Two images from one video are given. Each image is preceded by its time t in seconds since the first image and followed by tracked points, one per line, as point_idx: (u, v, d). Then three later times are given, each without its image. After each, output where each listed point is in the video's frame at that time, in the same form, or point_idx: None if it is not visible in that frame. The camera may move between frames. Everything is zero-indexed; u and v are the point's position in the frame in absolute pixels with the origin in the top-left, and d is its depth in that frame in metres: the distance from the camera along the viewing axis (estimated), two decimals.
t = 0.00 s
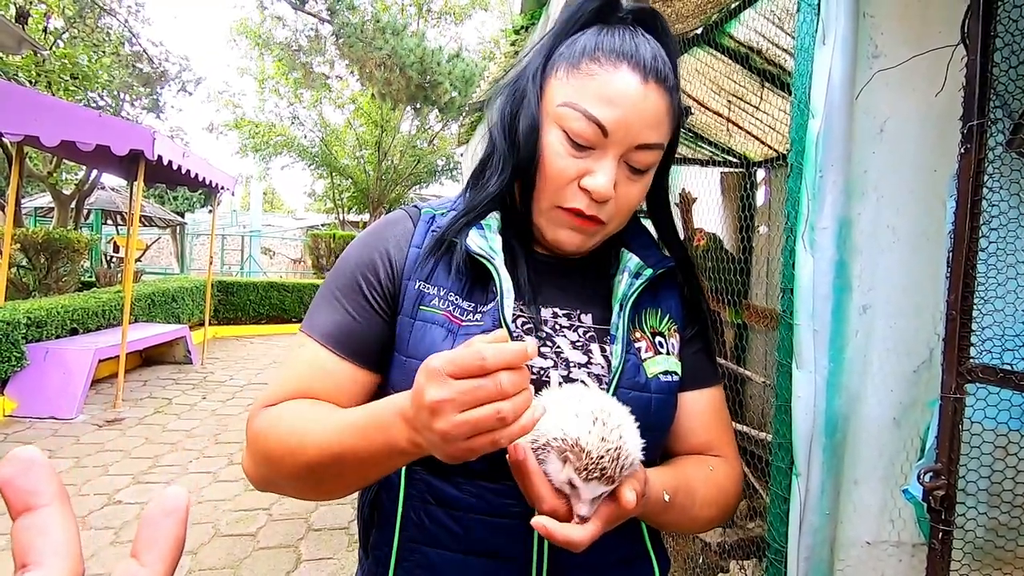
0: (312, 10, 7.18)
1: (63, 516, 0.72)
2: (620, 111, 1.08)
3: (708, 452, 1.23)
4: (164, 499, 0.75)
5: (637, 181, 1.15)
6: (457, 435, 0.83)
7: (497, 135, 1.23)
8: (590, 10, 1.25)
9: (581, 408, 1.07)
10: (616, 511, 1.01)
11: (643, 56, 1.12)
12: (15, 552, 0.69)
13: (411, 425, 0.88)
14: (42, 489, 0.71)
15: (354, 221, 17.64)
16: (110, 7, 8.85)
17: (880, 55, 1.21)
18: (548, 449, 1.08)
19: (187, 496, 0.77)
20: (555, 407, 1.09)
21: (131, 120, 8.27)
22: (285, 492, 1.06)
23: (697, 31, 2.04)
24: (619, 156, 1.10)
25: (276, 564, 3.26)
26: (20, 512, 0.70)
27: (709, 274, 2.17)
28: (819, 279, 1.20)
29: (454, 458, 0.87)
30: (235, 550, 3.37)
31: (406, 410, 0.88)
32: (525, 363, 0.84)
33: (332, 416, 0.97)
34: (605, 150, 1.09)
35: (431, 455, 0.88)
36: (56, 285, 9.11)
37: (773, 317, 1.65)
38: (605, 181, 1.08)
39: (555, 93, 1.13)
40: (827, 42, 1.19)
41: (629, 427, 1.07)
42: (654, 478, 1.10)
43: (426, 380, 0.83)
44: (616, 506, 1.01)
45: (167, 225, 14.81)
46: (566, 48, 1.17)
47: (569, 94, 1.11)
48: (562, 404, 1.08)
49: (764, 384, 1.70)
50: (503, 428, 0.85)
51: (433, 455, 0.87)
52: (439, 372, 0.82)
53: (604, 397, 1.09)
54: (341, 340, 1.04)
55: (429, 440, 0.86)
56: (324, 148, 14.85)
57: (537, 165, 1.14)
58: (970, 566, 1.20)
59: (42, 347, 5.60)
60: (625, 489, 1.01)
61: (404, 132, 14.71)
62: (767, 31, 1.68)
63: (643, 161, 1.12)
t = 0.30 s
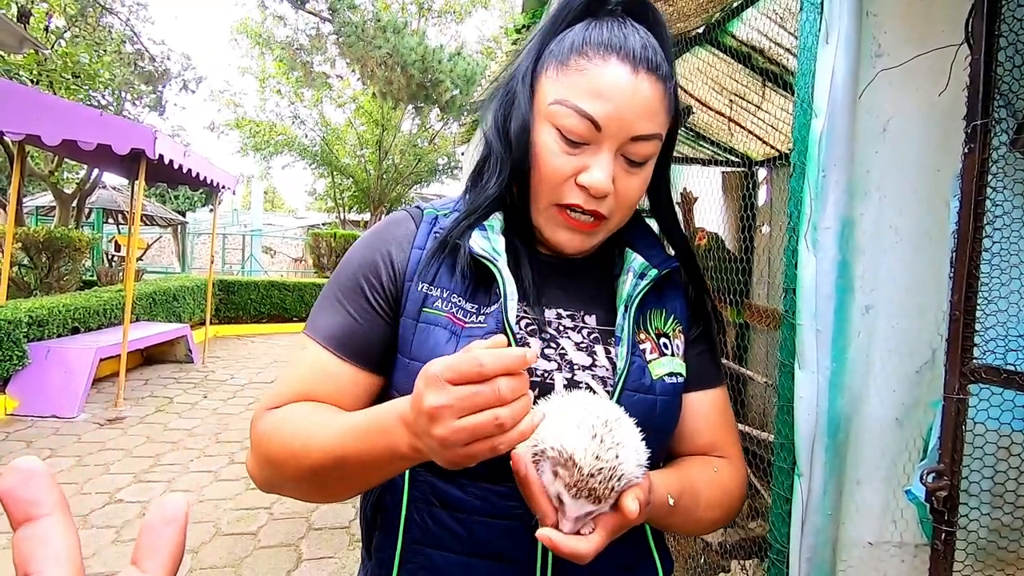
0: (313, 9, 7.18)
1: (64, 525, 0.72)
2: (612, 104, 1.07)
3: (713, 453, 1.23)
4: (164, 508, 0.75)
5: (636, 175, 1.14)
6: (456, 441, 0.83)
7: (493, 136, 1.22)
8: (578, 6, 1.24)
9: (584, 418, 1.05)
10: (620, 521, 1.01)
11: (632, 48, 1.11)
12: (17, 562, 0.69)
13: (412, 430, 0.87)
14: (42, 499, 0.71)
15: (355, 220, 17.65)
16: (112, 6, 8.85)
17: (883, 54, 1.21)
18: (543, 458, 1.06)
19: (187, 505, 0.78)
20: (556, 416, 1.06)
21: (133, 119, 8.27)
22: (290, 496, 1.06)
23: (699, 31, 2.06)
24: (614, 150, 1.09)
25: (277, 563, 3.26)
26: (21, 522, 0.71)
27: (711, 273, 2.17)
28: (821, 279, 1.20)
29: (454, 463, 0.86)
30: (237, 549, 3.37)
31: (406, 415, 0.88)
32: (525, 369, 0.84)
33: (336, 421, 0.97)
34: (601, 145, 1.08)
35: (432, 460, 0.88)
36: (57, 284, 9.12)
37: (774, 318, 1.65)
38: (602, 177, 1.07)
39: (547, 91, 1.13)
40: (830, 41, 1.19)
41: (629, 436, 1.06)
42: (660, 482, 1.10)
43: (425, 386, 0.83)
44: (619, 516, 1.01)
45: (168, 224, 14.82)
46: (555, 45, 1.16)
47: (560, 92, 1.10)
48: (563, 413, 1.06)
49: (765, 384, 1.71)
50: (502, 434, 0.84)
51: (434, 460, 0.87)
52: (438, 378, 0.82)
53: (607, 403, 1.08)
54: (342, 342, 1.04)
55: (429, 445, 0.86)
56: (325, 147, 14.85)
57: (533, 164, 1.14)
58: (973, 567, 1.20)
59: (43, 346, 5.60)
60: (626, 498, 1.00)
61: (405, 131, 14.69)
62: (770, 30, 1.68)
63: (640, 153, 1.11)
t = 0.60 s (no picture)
0: (314, 8, 7.17)
1: (61, 528, 0.72)
2: (604, 100, 1.06)
3: (713, 450, 1.23)
4: (162, 509, 0.75)
5: (630, 170, 1.13)
6: (458, 459, 0.80)
7: (487, 135, 1.22)
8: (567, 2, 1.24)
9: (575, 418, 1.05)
10: (611, 523, 0.99)
11: (622, 41, 1.10)
12: (13, 565, 0.69)
13: (412, 443, 0.85)
14: (39, 501, 0.71)
15: (355, 220, 17.64)
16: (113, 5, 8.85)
17: (884, 52, 1.20)
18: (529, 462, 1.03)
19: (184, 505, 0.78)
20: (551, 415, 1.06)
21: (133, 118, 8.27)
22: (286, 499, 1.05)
23: (699, 30, 2.06)
24: (607, 146, 1.09)
25: (277, 562, 3.26)
26: (18, 525, 0.71)
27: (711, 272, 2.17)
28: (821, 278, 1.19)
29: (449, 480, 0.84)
30: (237, 548, 3.37)
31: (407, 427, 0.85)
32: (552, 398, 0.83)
33: (335, 427, 0.95)
34: (593, 142, 1.08)
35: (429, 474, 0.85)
36: (58, 283, 9.12)
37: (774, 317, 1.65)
38: (596, 174, 1.07)
39: (537, 89, 1.12)
40: (831, 39, 1.18)
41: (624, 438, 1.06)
42: (658, 483, 1.09)
43: (444, 396, 0.80)
44: (609, 518, 0.99)
45: (168, 223, 14.83)
46: (545, 42, 1.15)
47: (551, 89, 1.09)
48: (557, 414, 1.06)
49: (765, 383, 1.71)
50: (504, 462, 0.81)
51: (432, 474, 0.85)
52: (461, 390, 0.79)
53: (603, 404, 1.07)
54: (341, 342, 1.04)
55: (430, 459, 0.83)
56: (325, 146, 14.91)
57: (526, 162, 1.14)
58: (973, 566, 1.20)
59: (43, 345, 5.60)
60: (614, 498, 0.99)
61: (406, 131, 14.67)
62: (770, 29, 1.67)
63: (634, 147, 1.11)
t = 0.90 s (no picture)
0: (313, 6, 7.16)
1: (52, 539, 0.73)
2: (596, 97, 1.06)
3: (711, 448, 1.23)
4: (153, 518, 0.77)
5: (626, 166, 1.13)
6: (536, 471, 0.85)
7: (481, 134, 1.22)
8: None
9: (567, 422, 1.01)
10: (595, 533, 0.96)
11: (612, 37, 1.10)
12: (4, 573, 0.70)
13: (467, 449, 0.87)
14: (30, 511, 0.72)
15: (354, 219, 17.64)
16: (112, 4, 8.84)
17: (883, 50, 1.20)
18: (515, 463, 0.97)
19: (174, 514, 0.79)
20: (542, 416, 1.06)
21: (132, 117, 8.27)
22: (289, 505, 1.04)
23: (699, 28, 2.06)
24: (601, 143, 1.08)
25: (277, 560, 3.26)
26: (10, 535, 0.72)
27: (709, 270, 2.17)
28: (821, 276, 1.19)
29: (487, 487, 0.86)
30: (237, 546, 3.37)
31: (464, 433, 0.88)
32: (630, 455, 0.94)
33: (349, 425, 0.96)
34: (587, 138, 1.08)
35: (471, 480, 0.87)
36: (57, 283, 9.12)
37: (773, 315, 1.64)
38: (592, 171, 1.07)
39: (529, 89, 1.11)
40: (830, 37, 1.18)
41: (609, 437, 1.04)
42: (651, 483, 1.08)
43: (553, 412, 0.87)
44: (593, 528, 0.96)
45: (168, 222, 14.83)
46: (536, 40, 1.15)
47: (543, 88, 1.09)
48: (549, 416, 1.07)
49: (764, 382, 1.71)
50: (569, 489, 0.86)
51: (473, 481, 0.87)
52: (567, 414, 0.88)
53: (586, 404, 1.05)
54: (340, 340, 1.04)
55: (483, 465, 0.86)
56: (325, 145, 14.88)
57: (520, 161, 1.14)
58: (972, 564, 1.21)
59: (42, 344, 5.60)
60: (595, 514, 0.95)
61: (405, 129, 14.65)
62: (769, 28, 1.67)
63: (629, 143, 1.10)
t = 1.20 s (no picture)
0: (312, 5, 7.16)
1: (49, 550, 0.73)
2: (592, 97, 1.06)
3: (712, 448, 1.23)
4: (148, 526, 0.75)
5: (624, 165, 1.13)
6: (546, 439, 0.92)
7: (477, 135, 1.21)
8: None
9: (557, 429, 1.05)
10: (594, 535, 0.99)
11: (605, 35, 1.10)
12: None
13: (481, 428, 0.93)
14: (27, 522, 0.72)
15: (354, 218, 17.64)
16: (111, 4, 8.85)
17: (881, 49, 1.20)
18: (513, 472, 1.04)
19: (170, 524, 0.78)
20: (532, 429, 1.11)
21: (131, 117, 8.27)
22: (286, 498, 1.04)
23: (697, 28, 2.06)
24: (599, 142, 1.09)
25: (277, 560, 3.26)
26: (8, 545, 0.72)
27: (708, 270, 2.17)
28: (820, 274, 1.19)
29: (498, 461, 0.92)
30: (236, 547, 3.37)
31: (477, 414, 0.93)
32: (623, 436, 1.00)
33: (355, 418, 0.98)
34: (586, 138, 1.08)
35: (483, 456, 0.92)
36: (55, 283, 9.11)
37: (772, 314, 1.64)
38: (591, 172, 1.07)
39: (524, 90, 1.12)
40: (828, 36, 1.18)
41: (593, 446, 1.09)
42: (649, 485, 1.08)
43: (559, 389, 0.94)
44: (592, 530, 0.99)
45: (167, 222, 14.83)
46: (530, 41, 1.15)
47: (538, 89, 1.09)
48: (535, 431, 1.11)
49: (764, 381, 1.71)
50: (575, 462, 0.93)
51: (486, 456, 0.92)
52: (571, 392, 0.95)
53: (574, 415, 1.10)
54: (342, 341, 1.04)
55: (497, 440, 0.92)
56: (324, 145, 14.90)
57: (517, 163, 1.14)
58: (970, 562, 1.21)
59: (42, 344, 5.60)
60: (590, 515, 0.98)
61: (404, 129, 14.63)
62: (768, 27, 1.67)
63: (627, 141, 1.11)
